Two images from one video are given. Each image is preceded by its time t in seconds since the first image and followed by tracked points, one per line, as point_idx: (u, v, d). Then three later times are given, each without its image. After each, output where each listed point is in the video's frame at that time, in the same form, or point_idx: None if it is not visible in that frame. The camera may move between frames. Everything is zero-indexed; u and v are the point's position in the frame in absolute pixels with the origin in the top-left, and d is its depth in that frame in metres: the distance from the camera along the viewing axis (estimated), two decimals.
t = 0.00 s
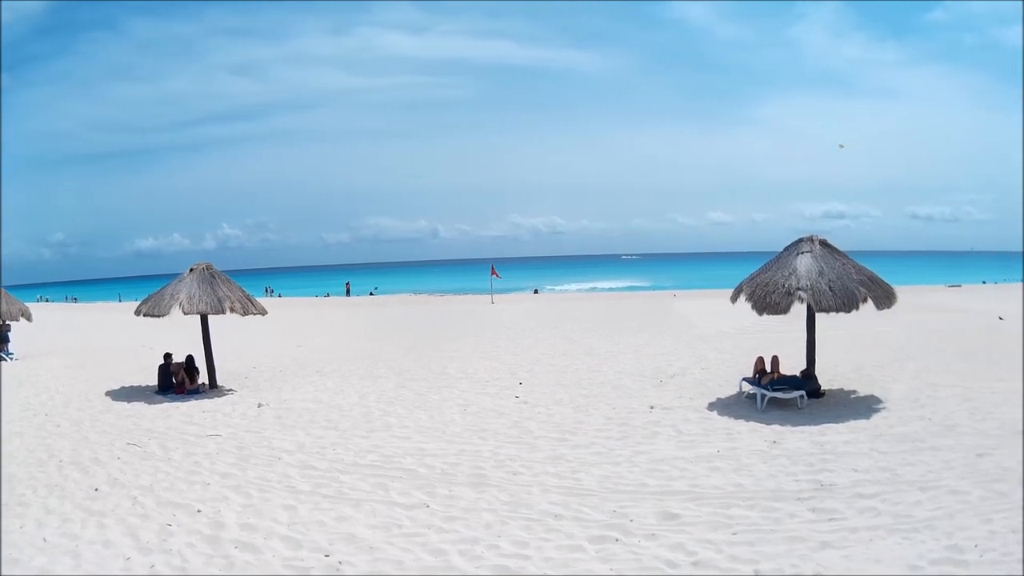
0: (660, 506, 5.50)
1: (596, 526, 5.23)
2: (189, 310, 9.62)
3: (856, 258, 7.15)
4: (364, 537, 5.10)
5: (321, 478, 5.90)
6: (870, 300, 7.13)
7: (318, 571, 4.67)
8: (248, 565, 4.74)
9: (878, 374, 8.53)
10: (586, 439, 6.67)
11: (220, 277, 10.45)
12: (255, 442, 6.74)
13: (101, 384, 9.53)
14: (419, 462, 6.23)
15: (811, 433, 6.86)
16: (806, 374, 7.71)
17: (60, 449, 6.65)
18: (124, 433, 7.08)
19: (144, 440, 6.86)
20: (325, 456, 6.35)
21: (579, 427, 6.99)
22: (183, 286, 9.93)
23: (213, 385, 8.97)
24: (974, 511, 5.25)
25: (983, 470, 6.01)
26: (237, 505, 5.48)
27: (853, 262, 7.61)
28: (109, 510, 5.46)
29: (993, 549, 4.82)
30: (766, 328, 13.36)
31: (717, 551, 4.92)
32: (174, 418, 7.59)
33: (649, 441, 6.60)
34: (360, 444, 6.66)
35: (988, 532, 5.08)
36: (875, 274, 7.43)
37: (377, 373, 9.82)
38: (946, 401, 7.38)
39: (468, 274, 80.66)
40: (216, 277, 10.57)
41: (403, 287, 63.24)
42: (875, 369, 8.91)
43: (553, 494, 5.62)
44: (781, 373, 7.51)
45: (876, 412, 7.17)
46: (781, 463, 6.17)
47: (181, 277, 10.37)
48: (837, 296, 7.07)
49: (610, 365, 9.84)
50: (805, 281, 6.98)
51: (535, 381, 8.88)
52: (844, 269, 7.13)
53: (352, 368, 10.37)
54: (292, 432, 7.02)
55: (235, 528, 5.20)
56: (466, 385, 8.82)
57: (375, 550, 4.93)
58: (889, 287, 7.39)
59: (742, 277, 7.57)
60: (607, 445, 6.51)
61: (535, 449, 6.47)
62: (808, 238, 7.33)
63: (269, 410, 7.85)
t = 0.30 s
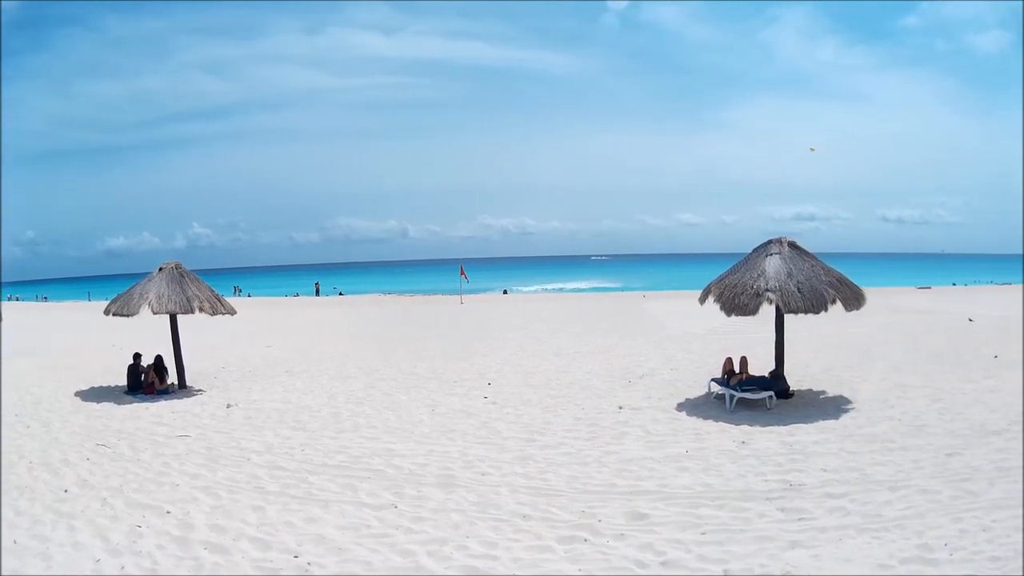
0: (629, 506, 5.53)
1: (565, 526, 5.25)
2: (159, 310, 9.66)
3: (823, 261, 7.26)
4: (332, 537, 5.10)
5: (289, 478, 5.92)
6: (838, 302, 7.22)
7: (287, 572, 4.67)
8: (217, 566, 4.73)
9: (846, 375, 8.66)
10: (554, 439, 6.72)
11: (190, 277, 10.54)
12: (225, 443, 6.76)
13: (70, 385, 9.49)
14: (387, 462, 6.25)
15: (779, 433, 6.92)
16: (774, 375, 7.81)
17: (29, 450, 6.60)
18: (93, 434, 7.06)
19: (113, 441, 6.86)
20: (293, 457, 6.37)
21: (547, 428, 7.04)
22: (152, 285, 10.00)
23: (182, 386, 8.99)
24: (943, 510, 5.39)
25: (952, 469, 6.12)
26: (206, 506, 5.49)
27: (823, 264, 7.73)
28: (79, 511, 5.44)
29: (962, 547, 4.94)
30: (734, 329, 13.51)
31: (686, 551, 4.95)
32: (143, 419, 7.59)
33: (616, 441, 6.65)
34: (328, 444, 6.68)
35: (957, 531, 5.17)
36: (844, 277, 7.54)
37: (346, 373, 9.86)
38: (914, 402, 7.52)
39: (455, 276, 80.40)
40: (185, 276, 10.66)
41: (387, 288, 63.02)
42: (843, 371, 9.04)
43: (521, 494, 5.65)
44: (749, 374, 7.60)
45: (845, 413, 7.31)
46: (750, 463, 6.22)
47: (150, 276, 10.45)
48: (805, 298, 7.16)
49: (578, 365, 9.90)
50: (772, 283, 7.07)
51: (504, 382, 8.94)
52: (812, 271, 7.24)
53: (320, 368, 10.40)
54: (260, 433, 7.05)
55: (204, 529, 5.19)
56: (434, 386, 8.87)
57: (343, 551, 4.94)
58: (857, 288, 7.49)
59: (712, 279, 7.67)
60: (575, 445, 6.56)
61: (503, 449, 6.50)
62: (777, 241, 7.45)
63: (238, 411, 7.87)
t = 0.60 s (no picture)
0: (600, 507, 5.56)
1: (536, 527, 5.29)
2: (130, 311, 9.72)
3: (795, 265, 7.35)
4: (305, 540, 5.12)
5: (261, 481, 5.94)
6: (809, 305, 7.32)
7: None
8: (189, 570, 4.73)
9: (818, 377, 8.77)
10: (526, 440, 6.77)
11: (161, 278, 10.61)
12: (197, 445, 6.78)
13: (41, 388, 9.46)
14: (358, 464, 6.28)
15: (751, 433, 6.99)
16: (746, 376, 7.93)
17: None
18: (65, 437, 7.06)
19: (85, 444, 6.86)
20: (265, 460, 6.40)
21: (518, 429, 7.10)
22: (124, 286, 10.06)
23: (153, 388, 9.01)
24: (916, 509, 5.46)
25: (924, 469, 6.20)
26: (178, 509, 5.50)
27: (794, 267, 7.83)
28: (51, 515, 5.43)
29: (936, 546, 5.01)
30: (705, 330, 13.66)
31: (658, 552, 4.98)
32: (115, 422, 7.61)
33: (587, 443, 6.70)
34: (300, 447, 6.71)
35: (931, 530, 5.24)
36: (815, 279, 7.64)
37: (317, 375, 9.91)
38: (886, 403, 7.63)
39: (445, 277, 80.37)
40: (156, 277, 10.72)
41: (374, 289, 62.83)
42: (814, 372, 9.15)
43: (493, 496, 5.68)
44: (721, 375, 7.71)
45: (817, 413, 7.44)
46: (722, 463, 6.26)
47: (122, 277, 10.49)
48: (775, 300, 7.29)
49: (548, 367, 9.99)
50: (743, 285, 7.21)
51: (474, 383, 9.02)
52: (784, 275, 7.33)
53: (292, 370, 10.45)
54: (232, 435, 7.07)
55: (176, 533, 5.20)
56: (405, 387, 8.94)
57: (315, 553, 4.95)
58: (828, 290, 7.63)
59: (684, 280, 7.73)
60: (546, 446, 6.61)
61: (474, 451, 6.55)
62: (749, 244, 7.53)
63: (209, 413, 7.90)
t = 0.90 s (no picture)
0: (574, 509, 5.60)
1: (511, 529, 5.32)
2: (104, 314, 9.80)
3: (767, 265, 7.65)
4: (280, 544, 5.13)
5: (236, 484, 5.97)
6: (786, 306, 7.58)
7: None
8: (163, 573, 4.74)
9: (791, 380, 8.90)
10: (501, 442, 6.84)
11: (136, 280, 10.66)
12: (172, 448, 6.81)
13: (15, 391, 9.45)
14: (333, 467, 6.32)
15: (725, 434, 7.06)
16: (720, 377, 8.09)
17: None
18: (40, 441, 7.06)
19: (61, 447, 6.87)
20: (240, 463, 6.43)
21: (492, 432, 7.19)
22: (99, 290, 10.11)
23: (129, 391, 9.05)
24: (891, 508, 5.51)
25: (900, 469, 6.24)
26: (154, 513, 5.52)
27: (769, 269, 8.01)
28: (26, 520, 5.42)
29: (912, 545, 5.04)
30: (678, 331, 13.82)
31: (633, 553, 5.01)
32: (91, 425, 7.63)
33: (562, 445, 6.77)
34: (275, 449, 6.75)
35: (906, 528, 5.27)
36: (789, 281, 7.96)
37: (292, 377, 9.99)
38: (860, 403, 7.72)
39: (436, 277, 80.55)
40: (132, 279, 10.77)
41: (362, 288, 62.71)
42: (787, 374, 9.29)
43: (467, 498, 5.72)
44: (695, 376, 7.89)
45: (791, 413, 7.58)
46: (696, 464, 6.32)
47: (97, 279, 10.54)
48: (750, 302, 7.47)
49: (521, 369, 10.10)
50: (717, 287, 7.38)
51: (447, 386, 9.13)
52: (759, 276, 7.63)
53: (266, 372, 10.53)
54: (207, 438, 7.12)
55: (152, 537, 5.21)
56: (380, 390, 9.03)
57: (289, 556, 4.95)
58: (802, 292, 7.81)
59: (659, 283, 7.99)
60: (519, 448, 6.68)
61: (449, 453, 6.60)
62: (724, 246, 7.86)
63: (184, 416, 7.94)
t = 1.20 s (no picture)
0: (541, 508, 5.65)
1: (477, 528, 5.36)
2: (71, 316, 9.83)
3: (732, 262, 7.85)
4: (248, 546, 5.15)
5: (203, 487, 6.01)
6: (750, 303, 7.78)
7: None
8: None
9: (757, 377, 9.02)
10: (467, 442, 6.92)
11: (102, 281, 10.69)
12: (139, 451, 6.84)
13: None
14: (300, 468, 6.37)
15: (693, 432, 7.14)
16: (685, 375, 8.12)
17: None
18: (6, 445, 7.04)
19: (28, 451, 6.86)
20: (208, 465, 6.47)
21: (459, 431, 7.27)
22: (65, 291, 10.12)
23: (96, 394, 9.10)
24: (859, 503, 5.56)
25: (867, 465, 6.31)
26: (122, 517, 5.54)
27: (735, 268, 8.15)
28: None
29: (879, 540, 5.10)
30: (645, 329, 13.99)
31: (600, 551, 5.05)
32: (58, 429, 7.64)
33: (527, 443, 6.85)
34: (242, 451, 6.80)
35: (873, 523, 5.33)
36: (755, 279, 8.11)
37: (258, 378, 10.04)
38: (827, 400, 7.82)
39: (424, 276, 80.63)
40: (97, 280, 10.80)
41: (348, 288, 62.76)
42: (752, 372, 9.43)
43: (434, 498, 5.77)
44: (661, 375, 7.87)
45: (757, 410, 7.69)
46: (662, 462, 6.38)
47: (62, 280, 10.55)
48: (716, 301, 7.58)
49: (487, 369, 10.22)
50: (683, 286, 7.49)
51: (413, 385, 9.22)
52: (723, 272, 7.81)
53: (234, 373, 10.58)
54: (174, 440, 7.15)
55: (120, 541, 5.22)
56: (346, 390, 9.12)
57: (257, 559, 4.97)
58: (769, 290, 7.94)
59: (625, 281, 8.19)
60: (485, 447, 6.76)
61: (415, 453, 6.67)
62: (687, 243, 8.09)
63: (152, 419, 7.98)
